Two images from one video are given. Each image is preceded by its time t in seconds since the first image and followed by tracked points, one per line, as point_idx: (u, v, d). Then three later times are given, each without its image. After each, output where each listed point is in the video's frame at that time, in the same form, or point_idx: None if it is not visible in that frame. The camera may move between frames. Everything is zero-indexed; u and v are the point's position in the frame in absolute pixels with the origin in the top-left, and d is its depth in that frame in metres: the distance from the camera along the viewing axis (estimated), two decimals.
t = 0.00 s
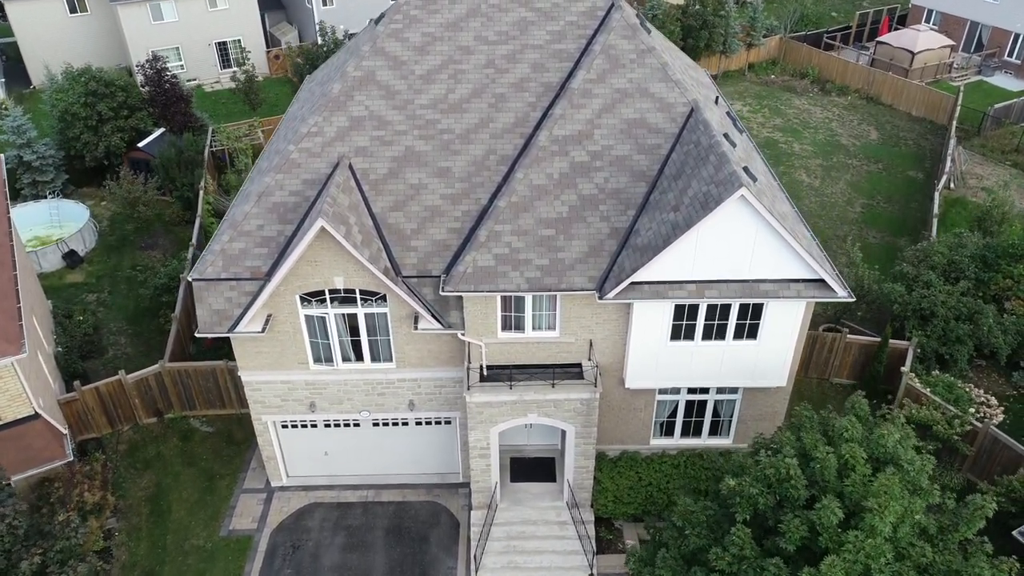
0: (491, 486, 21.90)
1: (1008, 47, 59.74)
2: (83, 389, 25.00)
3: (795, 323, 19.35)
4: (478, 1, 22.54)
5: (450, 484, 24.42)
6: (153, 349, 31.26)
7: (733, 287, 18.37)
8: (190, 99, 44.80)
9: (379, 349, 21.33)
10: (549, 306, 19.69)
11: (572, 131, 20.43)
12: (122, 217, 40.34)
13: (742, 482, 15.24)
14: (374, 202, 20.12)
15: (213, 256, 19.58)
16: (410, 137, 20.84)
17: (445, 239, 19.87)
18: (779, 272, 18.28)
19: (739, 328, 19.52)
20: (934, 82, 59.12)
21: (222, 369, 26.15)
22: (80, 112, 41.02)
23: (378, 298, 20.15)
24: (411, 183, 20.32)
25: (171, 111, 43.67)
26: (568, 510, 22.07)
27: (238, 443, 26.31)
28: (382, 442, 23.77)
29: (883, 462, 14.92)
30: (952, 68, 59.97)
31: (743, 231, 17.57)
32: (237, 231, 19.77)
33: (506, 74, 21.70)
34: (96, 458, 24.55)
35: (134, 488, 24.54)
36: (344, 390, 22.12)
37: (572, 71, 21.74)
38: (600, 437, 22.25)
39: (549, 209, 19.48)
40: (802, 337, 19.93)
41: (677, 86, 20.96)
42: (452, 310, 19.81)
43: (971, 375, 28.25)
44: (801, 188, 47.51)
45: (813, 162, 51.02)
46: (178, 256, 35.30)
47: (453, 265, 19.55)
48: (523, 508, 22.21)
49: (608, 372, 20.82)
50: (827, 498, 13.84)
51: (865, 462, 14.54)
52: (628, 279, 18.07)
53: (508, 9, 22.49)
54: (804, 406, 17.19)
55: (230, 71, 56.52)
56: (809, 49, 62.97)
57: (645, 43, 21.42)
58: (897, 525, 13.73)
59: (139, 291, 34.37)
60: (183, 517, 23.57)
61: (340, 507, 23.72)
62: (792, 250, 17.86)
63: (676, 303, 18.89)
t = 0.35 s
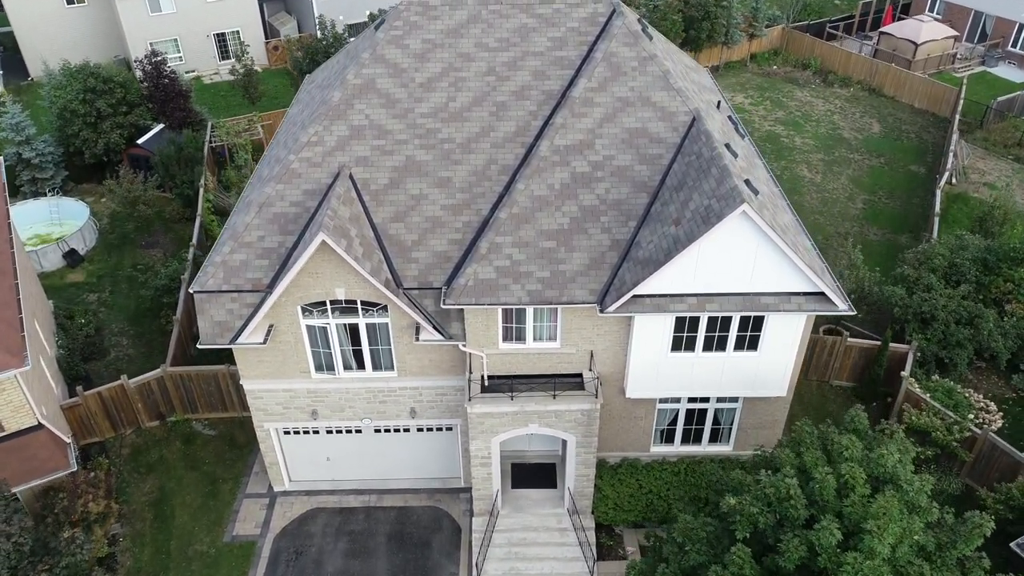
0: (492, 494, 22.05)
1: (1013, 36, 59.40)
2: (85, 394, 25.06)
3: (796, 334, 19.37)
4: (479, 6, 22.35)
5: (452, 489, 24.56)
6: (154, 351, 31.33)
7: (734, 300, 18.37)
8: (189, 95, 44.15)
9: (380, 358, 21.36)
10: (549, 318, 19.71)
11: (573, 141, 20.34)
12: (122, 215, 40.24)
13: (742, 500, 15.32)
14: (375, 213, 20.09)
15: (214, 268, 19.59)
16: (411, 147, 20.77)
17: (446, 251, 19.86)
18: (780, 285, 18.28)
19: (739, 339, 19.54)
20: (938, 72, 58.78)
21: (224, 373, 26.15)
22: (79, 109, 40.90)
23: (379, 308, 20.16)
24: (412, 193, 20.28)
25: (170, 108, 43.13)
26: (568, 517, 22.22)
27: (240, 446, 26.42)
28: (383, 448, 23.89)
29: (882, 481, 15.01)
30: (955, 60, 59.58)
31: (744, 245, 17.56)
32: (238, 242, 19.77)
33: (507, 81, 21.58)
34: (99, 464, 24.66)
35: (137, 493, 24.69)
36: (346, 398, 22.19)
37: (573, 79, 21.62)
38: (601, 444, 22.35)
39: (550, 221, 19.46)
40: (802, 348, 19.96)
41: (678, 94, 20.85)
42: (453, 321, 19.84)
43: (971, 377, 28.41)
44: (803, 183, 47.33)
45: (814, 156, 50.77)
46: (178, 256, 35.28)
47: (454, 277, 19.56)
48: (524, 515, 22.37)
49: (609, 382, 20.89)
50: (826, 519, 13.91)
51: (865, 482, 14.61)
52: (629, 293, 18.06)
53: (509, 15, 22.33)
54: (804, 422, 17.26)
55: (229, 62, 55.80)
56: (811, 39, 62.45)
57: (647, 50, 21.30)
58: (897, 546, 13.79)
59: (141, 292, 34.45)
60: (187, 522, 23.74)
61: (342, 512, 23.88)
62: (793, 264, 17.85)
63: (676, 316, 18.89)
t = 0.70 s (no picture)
0: (492, 499, 22.18)
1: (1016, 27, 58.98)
2: (86, 398, 25.13)
3: (796, 343, 19.40)
4: (478, 11, 22.23)
5: (452, 492, 24.70)
6: (155, 351, 31.40)
7: (734, 311, 18.39)
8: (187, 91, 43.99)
9: (381, 365, 21.41)
10: (549, 327, 19.75)
11: (573, 149, 20.28)
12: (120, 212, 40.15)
13: (740, 514, 15.43)
14: (375, 221, 20.08)
15: (215, 278, 19.60)
16: (410, 154, 20.72)
17: (446, 260, 19.87)
18: (779, 296, 18.30)
19: (739, 348, 19.57)
20: (940, 65, 58.43)
21: (224, 377, 26.21)
22: (77, 106, 40.67)
23: (379, 317, 20.15)
24: (412, 202, 20.26)
25: (168, 105, 43.06)
26: (568, 522, 22.37)
27: (241, 449, 26.54)
28: (384, 452, 24.00)
29: (879, 496, 15.10)
30: (957, 51, 59.22)
31: (744, 257, 17.55)
32: (238, 252, 19.77)
33: (507, 88, 21.50)
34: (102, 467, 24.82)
35: (140, 496, 24.82)
36: (347, 404, 22.27)
37: (573, 86, 21.54)
38: (600, 450, 22.46)
39: (549, 230, 19.46)
40: (802, 356, 19.99)
41: (678, 102, 20.78)
42: (453, 330, 19.88)
43: (970, 378, 28.52)
44: (803, 178, 47.19)
45: (815, 151, 50.58)
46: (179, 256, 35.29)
47: (454, 287, 19.57)
48: (524, 520, 22.53)
49: (609, 389, 20.96)
50: (823, 535, 14.00)
51: (862, 498, 14.71)
52: (629, 303, 18.09)
53: (509, 20, 22.21)
54: (803, 433, 17.35)
55: (228, 54, 55.31)
56: (813, 30, 61.99)
57: (647, 57, 21.21)
58: (894, 563, 13.88)
59: (141, 291, 34.48)
60: (189, 526, 23.89)
61: (343, 516, 24.04)
62: (792, 275, 17.86)
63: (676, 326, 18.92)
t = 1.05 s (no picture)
0: (491, 504, 22.37)
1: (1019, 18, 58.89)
2: (87, 400, 25.28)
3: (793, 352, 19.48)
4: (477, 16, 22.14)
5: (451, 494, 24.90)
6: (155, 351, 31.52)
7: (731, 321, 18.45)
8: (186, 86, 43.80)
9: (380, 371, 21.51)
10: (547, 336, 19.85)
11: (571, 157, 20.26)
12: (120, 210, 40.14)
13: (735, 528, 15.60)
14: (374, 230, 20.11)
15: (214, 287, 19.65)
16: (408, 162, 20.71)
17: (444, 269, 19.91)
18: (776, 306, 18.37)
19: (736, 357, 19.66)
20: (942, 56, 58.16)
21: (225, 379, 26.35)
22: (75, 102, 40.55)
23: (378, 326, 20.24)
24: (410, 210, 20.29)
25: (167, 101, 42.88)
26: (566, 525, 22.59)
27: (242, 450, 26.72)
28: (383, 456, 24.17)
29: (873, 510, 15.24)
30: (959, 43, 58.90)
31: (741, 268, 17.60)
32: (237, 261, 19.82)
33: (505, 94, 21.45)
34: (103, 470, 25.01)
35: (141, 499, 25.03)
36: (346, 409, 22.40)
37: (571, 92, 21.48)
38: (599, 454, 22.63)
39: (548, 239, 19.49)
40: (799, 364, 20.08)
41: (677, 108, 20.74)
42: (451, 338, 19.97)
43: (967, 379, 28.66)
44: (803, 174, 47.11)
45: (815, 145, 50.43)
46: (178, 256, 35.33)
47: (453, 296, 19.63)
48: (523, 524, 22.74)
49: (607, 395, 21.08)
50: (817, 551, 14.15)
51: (856, 513, 14.84)
52: (627, 314, 18.15)
53: (507, 25, 22.15)
54: (799, 444, 17.48)
55: (226, 46, 54.76)
56: (814, 21, 61.53)
57: (646, 63, 21.16)
58: None
59: (141, 290, 34.55)
60: (191, 529, 24.10)
61: (344, 519, 24.25)
62: (790, 286, 17.91)
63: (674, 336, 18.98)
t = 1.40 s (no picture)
0: (490, 508, 22.59)
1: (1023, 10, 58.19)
2: (89, 403, 25.44)
3: (790, 362, 19.59)
4: (476, 22, 22.06)
5: (451, 497, 25.13)
6: (157, 351, 31.65)
7: (729, 331, 18.54)
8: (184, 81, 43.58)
9: (380, 378, 21.64)
10: (546, 345, 19.96)
11: (571, 166, 20.26)
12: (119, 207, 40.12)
13: (732, 542, 15.78)
14: (373, 239, 20.17)
15: (214, 297, 19.73)
16: (407, 170, 20.72)
17: (444, 278, 19.98)
18: (774, 317, 18.45)
19: (734, 366, 19.78)
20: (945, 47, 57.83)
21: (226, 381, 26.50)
22: (74, 98, 40.39)
23: (378, 334, 20.34)
24: (410, 220, 20.33)
25: (166, 96, 42.70)
26: (565, 529, 22.84)
27: (243, 452, 26.93)
28: (384, 459, 24.35)
29: (868, 525, 15.42)
30: (962, 33, 58.50)
31: (740, 281, 17.66)
32: (237, 271, 19.89)
33: (505, 101, 21.41)
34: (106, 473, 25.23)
35: (144, 500, 25.26)
36: (347, 414, 22.56)
37: (571, 99, 21.45)
38: (597, 459, 22.82)
39: (547, 249, 19.54)
40: (797, 373, 20.19)
41: (677, 117, 20.71)
42: (451, 347, 20.09)
43: (964, 380, 28.83)
44: (804, 169, 47.00)
45: (816, 139, 50.24)
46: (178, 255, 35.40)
47: (453, 305, 19.71)
48: (522, 527, 22.98)
49: (605, 402, 21.23)
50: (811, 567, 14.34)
51: (851, 528, 15.02)
52: (626, 326, 18.23)
53: (507, 31, 22.08)
54: (796, 456, 17.64)
55: (225, 37, 54.30)
56: (817, 11, 61.03)
57: (646, 70, 21.10)
58: None
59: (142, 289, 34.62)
60: (194, 531, 24.35)
61: (345, 521, 24.49)
62: (788, 298, 17.98)
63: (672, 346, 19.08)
